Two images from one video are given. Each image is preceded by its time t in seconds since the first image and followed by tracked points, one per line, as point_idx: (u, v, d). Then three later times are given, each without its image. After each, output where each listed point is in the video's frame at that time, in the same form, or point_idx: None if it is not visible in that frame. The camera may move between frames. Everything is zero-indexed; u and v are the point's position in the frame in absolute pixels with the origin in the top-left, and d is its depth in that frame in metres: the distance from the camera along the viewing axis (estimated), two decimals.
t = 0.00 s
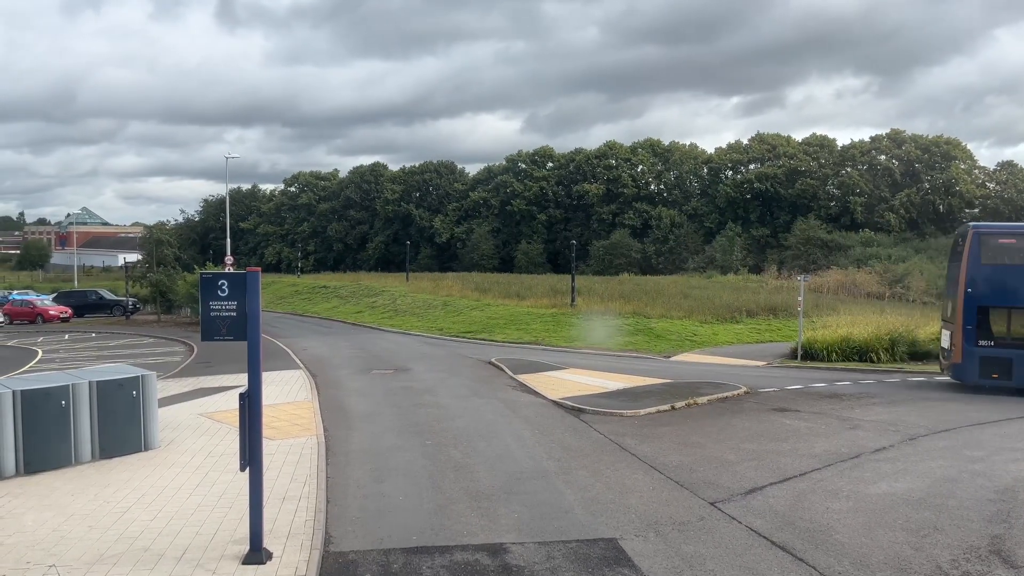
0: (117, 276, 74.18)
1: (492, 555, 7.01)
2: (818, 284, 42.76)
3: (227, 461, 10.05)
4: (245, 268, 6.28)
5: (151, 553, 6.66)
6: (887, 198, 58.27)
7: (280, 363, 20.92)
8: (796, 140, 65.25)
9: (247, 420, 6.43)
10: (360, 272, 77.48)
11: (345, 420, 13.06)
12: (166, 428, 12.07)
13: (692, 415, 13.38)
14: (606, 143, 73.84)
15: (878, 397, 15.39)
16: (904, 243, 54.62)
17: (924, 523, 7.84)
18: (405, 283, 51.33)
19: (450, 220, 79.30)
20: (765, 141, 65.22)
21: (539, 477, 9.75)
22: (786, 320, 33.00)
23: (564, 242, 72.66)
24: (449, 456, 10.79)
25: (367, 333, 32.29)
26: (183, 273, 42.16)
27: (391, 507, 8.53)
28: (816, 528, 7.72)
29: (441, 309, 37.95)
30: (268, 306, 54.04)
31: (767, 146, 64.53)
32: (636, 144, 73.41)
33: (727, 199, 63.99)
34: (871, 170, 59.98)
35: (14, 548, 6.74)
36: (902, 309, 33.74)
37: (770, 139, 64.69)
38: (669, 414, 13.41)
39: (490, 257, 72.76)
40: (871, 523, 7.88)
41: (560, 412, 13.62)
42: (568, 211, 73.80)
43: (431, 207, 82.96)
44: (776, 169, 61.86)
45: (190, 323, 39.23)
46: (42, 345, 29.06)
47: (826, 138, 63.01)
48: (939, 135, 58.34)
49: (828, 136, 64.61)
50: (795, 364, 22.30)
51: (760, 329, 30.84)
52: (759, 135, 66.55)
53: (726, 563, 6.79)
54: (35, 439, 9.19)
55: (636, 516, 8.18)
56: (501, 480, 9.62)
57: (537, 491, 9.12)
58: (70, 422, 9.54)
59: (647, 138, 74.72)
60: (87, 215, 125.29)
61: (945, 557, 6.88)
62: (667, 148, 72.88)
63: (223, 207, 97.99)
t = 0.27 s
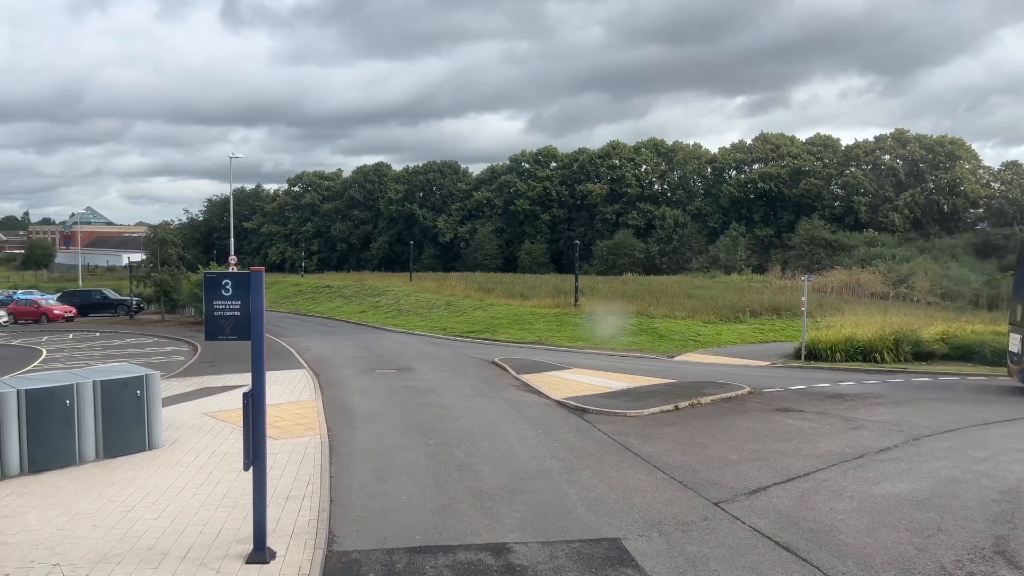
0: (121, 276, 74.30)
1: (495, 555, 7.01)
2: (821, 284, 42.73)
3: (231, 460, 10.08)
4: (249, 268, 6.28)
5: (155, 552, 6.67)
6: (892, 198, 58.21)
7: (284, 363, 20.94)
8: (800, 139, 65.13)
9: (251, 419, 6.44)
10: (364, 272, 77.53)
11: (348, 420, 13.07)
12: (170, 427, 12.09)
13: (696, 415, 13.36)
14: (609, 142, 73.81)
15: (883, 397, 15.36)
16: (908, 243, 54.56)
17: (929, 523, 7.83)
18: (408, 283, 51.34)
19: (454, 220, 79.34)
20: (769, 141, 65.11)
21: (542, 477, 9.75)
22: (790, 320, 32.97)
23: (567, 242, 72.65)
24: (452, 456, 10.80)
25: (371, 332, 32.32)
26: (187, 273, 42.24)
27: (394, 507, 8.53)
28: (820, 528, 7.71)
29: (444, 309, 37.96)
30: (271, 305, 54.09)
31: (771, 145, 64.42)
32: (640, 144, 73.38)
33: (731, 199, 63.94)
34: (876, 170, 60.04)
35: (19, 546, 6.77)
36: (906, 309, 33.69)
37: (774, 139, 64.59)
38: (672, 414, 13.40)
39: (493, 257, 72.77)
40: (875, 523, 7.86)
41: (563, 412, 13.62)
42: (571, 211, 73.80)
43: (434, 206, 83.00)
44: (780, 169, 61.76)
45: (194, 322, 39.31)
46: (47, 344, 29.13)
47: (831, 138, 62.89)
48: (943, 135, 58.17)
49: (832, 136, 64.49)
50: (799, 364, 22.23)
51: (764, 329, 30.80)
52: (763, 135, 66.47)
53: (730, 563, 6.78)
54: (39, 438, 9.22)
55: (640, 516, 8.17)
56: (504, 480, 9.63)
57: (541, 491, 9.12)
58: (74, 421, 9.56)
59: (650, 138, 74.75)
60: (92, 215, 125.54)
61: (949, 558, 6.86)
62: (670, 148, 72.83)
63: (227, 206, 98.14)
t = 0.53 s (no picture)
0: (124, 275, 74.33)
1: (498, 555, 7.01)
2: (825, 283, 42.64)
3: (235, 460, 10.09)
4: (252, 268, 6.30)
5: (159, 551, 6.69)
6: (896, 198, 58.09)
7: (287, 362, 20.94)
8: (804, 139, 64.98)
9: (254, 418, 6.44)
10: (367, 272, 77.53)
11: (352, 420, 13.07)
12: (174, 427, 12.10)
13: (700, 415, 13.35)
14: (613, 142, 73.75)
15: (887, 397, 15.32)
16: (913, 242, 54.49)
17: (932, 523, 7.82)
18: (411, 283, 51.30)
19: (457, 220, 79.35)
20: (773, 141, 64.99)
21: (545, 476, 9.75)
22: (794, 320, 32.91)
23: (570, 242, 72.62)
24: (455, 455, 10.80)
25: (374, 332, 32.33)
26: (191, 273, 42.27)
27: (397, 506, 8.54)
28: (824, 528, 7.70)
29: (447, 309, 37.93)
30: (275, 305, 54.10)
31: (774, 145, 64.30)
32: (643, 143, 73.33)
33: (734, 198, 63.87)
34: (880, 169, 59.88)
35: (24, 545, 6.79)
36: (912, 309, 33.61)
37: (778, 139, 64.48)
38: (676, 414, 13.37)
39: (497, 257, 72.73)
40: (879, 523, 7.85)
41: (567, 411, 13.62)
42: (575, 211, 73.79)
43: (438, 206, 83.01)
44: (783, 168, 61.65)
45: (198, 322, 39.35)
46: (50, 344, 29.15)
47: (834, 138, 62.73)
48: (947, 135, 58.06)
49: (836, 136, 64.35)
50: (802, 364, 22.18)
51: (767, 329, 30.74)
52: (766, 135, 66.36)
53: (733, 563, 6.77)
54: (44, 437, 9.24)
55: (643, 516, 8.17)
56: (507, 479, 9.63)
57: (544, 491, 9.12)
58: (79, 420, 9.58)
59: (654, 138, 74.78)
60: (95, 215, 125.73)
61: (953, 558, 6.85)
62: (674, 148, 72.80)
63: (230, 206, 98.21)
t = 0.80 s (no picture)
0: (128, 275, 74.47)
1: (501, 554, 7.01)
2: (828, 283, 42.54)
3: (238, 459, 10.10)
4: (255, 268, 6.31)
5: (162, 550, 6.70)
6: (899, 197, 57.93)
7: (291, 362, 20.96)
8: (807, 139, 64.83)
9: (258, 418, 6.45)
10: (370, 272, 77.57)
11: (355, 419, 13.08)
12: (178, 426, 12.12)
13: (703, 415, 13.33)
14: (616, 142, 73.69)
15: (891, 397, 15.27)
16: (916, 242, 54.41)
17: (936, 523, 7.80)
18: (414, 283, 51.29)
19: (460, 220, 79.38)
20: (776, 140, 64.86)
21: (548, 476, 9.74)
22: (797, 320, 32.84)
23: (573, 241, 72.59)
24: (457, 455, 10.80)
25: (377, 332, 32.34)
26: (194, 272, 42.35)
27: (401, 506, 8.54)
28: (827, 528, 7.69)
29: (450, 309, 37.92)
30: (278, 305, 54.16)
31: (778, 144, 64.20)
32: (646, 143, 73.29)
33: (737, 198, 63.82)
34: (884, 169, 59.64)
35: (28, 545, 6.80)
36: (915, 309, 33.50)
37: (781, 138, 64.37)
38: (679, 414, 13.35)
39: (500, 257, 72.72)
40: (883, 523, 7.83)
41: (570, 411, 13.61)
42: (577, 210, 73.79)
43: (441, 206, 83.06)
44: (787, 168, 61.52)
45: (201, 321, 39.41)
46: (53, 344, 29.21)
47: (838, 137, 62.59)
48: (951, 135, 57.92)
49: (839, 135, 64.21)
50: (806, 364, 22.12)
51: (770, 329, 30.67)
52: (769, 134, 66.28)
53: (736, 563, 6.77)
54: (48, 437, 9.27)
55: (646, 516, 8.16)
56: (510, 479, 9.62)
57: (547, 491, 9.11)
58: (82, 420, 9.60)
59: (657, 138, 74.79)
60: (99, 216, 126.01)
61: (957, 558, 6.83)
62: (677, 148, 72.76)
63: (234, 206, 98.34)
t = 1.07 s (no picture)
0: (131, 275, 74.58)
1: (504, 554, 7.01)
2: (832, 282, 42.42)
3: (241, 459, 10.11)
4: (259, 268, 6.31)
5: (166, 549, 6.71)
6: (903, 196, 57.76)
7: (294, 361, 20.98)
8: (811, 138, 64.67)
9: (261, 418, 6.45)
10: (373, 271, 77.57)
11: (358, 419, 13.08)
12: (181, 426, 12.13)
13: (705, 414, 13.31)
14: (618, 141, 73.57)
15: (895, 396, 15.22)
16: (920, 241, 54.30)
17: (940, 523, 7.79)
18: (417, 283, 51.27)
19: (462, 219, 79.37)
20: (779, 139, 64.72)
21: (552, 476, 9.74)
22: (800, 320, 32.76)
23: (576, 241, 72.53)
24: (460, 455, 10.80)
25: (379, 332, 32.33)
26: (198, 272, 42.41)
27: (404, 505, 8.54)
28: (831, 528, 7.67)
29: (453, 309, 37.91)
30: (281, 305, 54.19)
31: (781, 144, 64.05)
32: (649, 143, 73.15)
33: (741, 197, 63.74)
34: (887, 167, 59.14)
35: (32, 544, 6.82)
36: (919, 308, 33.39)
37: (784, 137, 64.24)
38: (682, 414, 13.33)
39: (502, 257, 72.69)
40: (886, 523, 7.82)
41: (573, 411, 13.60)
42: (580, 210, 73.75)
43: (443, 205, 83.06)
44: (790, 167, 61.35)
45: (204, 321, 39.46)
46: (57, 344, 29.25)
47: (841, 136, 62.45)
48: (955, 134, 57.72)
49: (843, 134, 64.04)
50: (809, 363, 22.05)
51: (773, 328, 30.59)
52: (773, 133, 66.15)
53: (740, 563, 6.76)
54: (52, 436, 9.29)
55: (649, 515, 8.15)
56: (513, 479, 9.62)
57: (550, 490, 9.11)
58: (86, 419, 9.61)
59: (660, 137, 74.74)
60: (103, 216, 126.18)
61: (961, 558, 6.81)
62: (680, 147, 72.65)
63: (237, 206, 98.46)
